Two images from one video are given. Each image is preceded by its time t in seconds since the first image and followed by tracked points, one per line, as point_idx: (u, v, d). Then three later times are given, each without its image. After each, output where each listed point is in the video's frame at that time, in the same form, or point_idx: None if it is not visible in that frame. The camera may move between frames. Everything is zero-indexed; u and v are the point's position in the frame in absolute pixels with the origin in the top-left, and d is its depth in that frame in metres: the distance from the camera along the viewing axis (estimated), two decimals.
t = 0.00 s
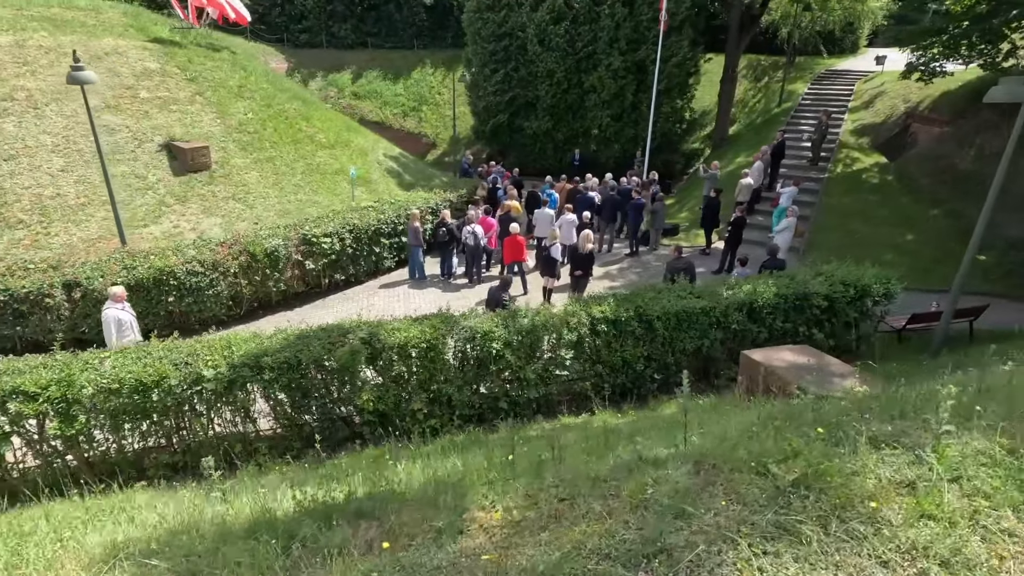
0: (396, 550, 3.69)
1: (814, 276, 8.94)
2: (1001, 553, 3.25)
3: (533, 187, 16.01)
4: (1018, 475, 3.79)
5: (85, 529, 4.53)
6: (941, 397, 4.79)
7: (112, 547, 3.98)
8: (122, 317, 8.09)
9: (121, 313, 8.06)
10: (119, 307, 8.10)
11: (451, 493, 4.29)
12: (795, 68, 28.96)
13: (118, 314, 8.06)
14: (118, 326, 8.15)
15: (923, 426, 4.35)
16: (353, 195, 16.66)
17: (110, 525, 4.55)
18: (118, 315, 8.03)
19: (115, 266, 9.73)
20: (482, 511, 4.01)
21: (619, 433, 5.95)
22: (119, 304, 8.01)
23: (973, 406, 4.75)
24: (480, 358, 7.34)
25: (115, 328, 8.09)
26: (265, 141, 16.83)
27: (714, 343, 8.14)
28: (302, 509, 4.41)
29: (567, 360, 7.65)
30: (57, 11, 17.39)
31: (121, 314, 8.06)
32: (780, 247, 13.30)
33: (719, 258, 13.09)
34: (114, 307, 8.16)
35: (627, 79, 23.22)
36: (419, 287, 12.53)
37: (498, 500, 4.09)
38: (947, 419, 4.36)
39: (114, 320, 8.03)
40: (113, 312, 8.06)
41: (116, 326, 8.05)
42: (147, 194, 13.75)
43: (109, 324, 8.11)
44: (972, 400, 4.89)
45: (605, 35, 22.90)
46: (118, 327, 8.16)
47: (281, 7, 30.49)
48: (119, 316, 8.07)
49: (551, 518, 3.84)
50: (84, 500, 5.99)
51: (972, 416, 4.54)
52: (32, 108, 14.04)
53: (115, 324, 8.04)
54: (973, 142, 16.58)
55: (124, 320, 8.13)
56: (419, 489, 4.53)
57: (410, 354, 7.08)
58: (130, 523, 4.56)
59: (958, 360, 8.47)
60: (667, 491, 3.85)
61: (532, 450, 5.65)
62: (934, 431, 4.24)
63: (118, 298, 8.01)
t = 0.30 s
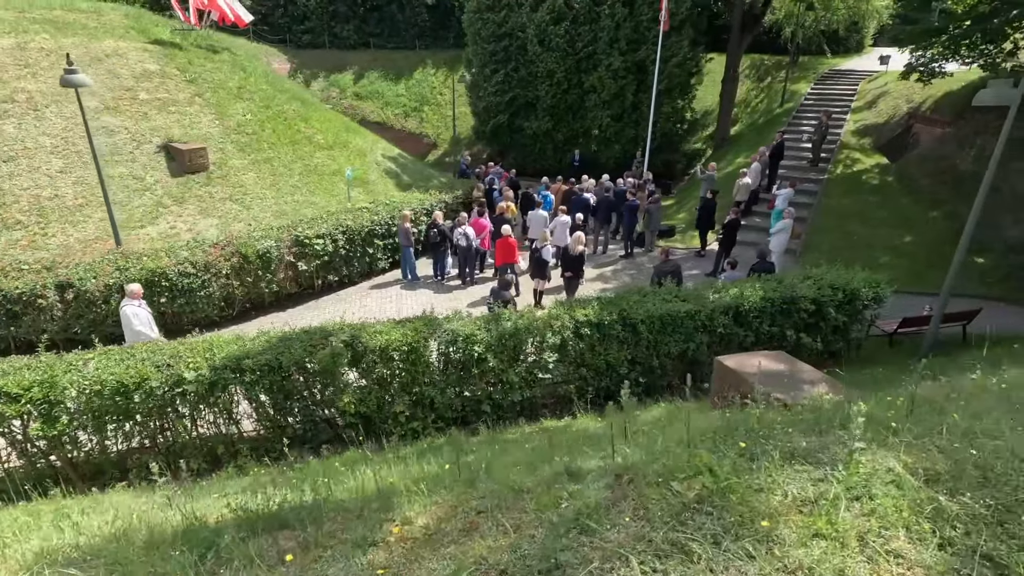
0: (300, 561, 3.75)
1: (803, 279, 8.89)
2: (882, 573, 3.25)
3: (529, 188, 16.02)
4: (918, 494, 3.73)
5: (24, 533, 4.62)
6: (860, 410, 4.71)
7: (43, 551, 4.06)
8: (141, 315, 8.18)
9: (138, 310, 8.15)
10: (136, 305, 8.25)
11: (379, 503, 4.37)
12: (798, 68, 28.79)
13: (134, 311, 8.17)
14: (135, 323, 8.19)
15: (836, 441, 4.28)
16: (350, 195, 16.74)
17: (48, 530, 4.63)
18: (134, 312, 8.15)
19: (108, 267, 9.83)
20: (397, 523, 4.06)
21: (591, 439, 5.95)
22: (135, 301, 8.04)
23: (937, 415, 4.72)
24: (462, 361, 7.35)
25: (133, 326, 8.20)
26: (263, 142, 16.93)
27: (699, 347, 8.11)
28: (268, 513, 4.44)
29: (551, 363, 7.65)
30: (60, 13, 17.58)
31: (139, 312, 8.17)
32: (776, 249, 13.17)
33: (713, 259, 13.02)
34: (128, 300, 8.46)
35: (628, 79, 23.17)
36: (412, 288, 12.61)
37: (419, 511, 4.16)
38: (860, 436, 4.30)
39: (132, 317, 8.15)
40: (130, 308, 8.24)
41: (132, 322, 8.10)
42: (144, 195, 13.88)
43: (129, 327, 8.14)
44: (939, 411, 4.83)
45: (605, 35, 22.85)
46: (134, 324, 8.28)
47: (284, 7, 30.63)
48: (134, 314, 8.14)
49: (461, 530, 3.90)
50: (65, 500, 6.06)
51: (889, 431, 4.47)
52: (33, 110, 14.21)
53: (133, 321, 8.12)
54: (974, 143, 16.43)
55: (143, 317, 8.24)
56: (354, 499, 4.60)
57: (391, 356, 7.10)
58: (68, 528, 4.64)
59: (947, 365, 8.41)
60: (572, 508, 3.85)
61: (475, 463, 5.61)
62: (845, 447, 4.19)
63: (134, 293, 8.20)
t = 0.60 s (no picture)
0: (220, 555, 3.77)
1: (790, 279, 8.90)
2: (764, 571, 3.26)
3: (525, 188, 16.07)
4: (811, 494, 3.71)
5: None
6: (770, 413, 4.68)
7: None
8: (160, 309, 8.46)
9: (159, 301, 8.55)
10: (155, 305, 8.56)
11: (319, 500, 4.41)
12: (800, 67, 28.65)
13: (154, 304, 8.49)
14: (154, 317, 8.39)
15: (748, 446, 4.26)
16: (347, 195, 16.82)
17: None
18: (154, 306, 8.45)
19: (102, 265, 9.96)
20: (325, 518, 4.09)
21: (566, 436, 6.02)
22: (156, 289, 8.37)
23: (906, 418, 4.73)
24: (444, 360, 7.41)
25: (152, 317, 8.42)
26: (261, 142, 17.04)
27: (683, 347, 8.14)
28: (236, 507, 4.52)
29: (535, 363, 7.70)
30: (61, 14, 17.76)
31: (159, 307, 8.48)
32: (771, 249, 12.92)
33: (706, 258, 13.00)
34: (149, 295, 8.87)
35: (627, 79, 23.14)
36: (405, 286, 12.70)
37: (352, 507, 4.18)
38: (790, 441, 4.30)
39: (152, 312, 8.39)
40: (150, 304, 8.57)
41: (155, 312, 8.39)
42: (142, 194, 14.01)
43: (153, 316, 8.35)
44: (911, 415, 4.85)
45: (605, 34, 22.82)
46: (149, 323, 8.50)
47: (285, 7, 30.75)
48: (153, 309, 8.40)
49: (385, 527, 3.92)
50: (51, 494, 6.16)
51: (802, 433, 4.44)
52: (33, 110, 14.37)
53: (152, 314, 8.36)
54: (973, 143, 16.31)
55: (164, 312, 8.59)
56: (297, 496, 4.66)
57: (374, 355, 7.17)
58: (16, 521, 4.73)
59: (934, 366, 8.39)
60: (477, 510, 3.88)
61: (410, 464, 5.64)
62: (774, 450, 4.19)
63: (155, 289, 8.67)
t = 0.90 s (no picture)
0: (146, 565, 3.85)
1: (775, 284, 8.92)
2: None
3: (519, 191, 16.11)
4: (711, 510, 3.73)
5: None
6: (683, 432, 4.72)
7: None
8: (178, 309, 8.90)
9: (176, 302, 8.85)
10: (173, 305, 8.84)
11: (259, 507, 4.45)
12: (800, 68, 28.58)
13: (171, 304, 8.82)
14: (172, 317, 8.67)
15: (659, 462, 4.29)
16: (343, 197, 16.92)
17: None
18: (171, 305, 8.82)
19: (95, 268, 10.07)
20: (261, 528, 4.14)
21: (540, 441, 6.05)
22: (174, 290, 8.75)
23: (875, 424, 4.76)
24: (426, 364, 7.47)
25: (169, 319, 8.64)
26: (257, 145, 17.15)
27: (667, 351, 8.17)
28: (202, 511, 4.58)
29: (518, 367, 7.75)
30: (61, 18, 17.97)
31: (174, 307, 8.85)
32: (764, 252, 12.91)
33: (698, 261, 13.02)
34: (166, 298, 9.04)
35: (625, 80, 23.15)
36: (397, 289, 12.79)
37: (289, 517, 4.23)
38: (727, 454, 4.29)
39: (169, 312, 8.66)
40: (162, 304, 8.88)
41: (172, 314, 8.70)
42: (138, 197, 14.13)
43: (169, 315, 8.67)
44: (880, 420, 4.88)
45: (602, 36, 22.84)
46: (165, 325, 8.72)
47: (286, 9, 30.91)
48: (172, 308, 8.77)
49: (313, 536, 3.98)
50: (36, 496, 6.24)
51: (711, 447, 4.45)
52: (31, 113, 14.53)
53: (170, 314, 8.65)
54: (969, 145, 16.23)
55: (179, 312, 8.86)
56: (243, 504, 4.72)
57: (356, 359, 7.23)
58: None
59: (918, 372, 8.40)
60: (385, 526, 3.94)
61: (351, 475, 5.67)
62: (704, 463, 4.19)
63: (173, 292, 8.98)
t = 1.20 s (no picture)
0: (68, 570, 3.81)
1: (764, 286, 8.86)
2: None
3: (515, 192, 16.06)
4: (632, 519, 3.67)
5: None
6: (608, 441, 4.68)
7: None
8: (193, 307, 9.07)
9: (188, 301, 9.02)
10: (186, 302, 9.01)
11: (197, 514, 4.39)
12: (800, 68, 28.44)
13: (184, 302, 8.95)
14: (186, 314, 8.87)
15: (585, 470, 4.24)
16: (339, 199, 16.93)
17: None
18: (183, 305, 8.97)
19: (86, 270, 10.11)
20: (196, 533, 4.12)
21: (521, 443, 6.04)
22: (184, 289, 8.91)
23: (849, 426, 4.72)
24: (411, 366, 7.45)
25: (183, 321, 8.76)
26: (254, 146, 17.19)
27: (654, 353, 8.13)
28: (167, 512, 4.59)
29: (503, 369, 7.74)
30: (60, 20, 18.09)
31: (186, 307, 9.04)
32: (758, 253, 12.83)
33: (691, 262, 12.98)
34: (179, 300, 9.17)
35: (623, 82, 23.12)
36: (390, 290, 12.80)
37: (226, 521, 4.20)
38: (667, 463, 4.21)
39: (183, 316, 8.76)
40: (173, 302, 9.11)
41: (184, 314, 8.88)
42: (134, 199, 14.18)
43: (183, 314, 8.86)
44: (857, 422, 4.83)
45: (600, 37, 22.81)
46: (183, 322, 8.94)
47: (286, 11, 31.00)
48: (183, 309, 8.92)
49: (245, 542, 3.94)
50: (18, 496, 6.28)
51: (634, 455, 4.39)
52: (28, 115, 14.61)
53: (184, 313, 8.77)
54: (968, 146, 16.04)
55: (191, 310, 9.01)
56: (187, 507, 4.71)
57: (339, 361, 7.22)
58: None
59: (908, 375, 8.34)
60: (306, 535, 3.88)
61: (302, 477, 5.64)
62: (646, 473, 4.13)
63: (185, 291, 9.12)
